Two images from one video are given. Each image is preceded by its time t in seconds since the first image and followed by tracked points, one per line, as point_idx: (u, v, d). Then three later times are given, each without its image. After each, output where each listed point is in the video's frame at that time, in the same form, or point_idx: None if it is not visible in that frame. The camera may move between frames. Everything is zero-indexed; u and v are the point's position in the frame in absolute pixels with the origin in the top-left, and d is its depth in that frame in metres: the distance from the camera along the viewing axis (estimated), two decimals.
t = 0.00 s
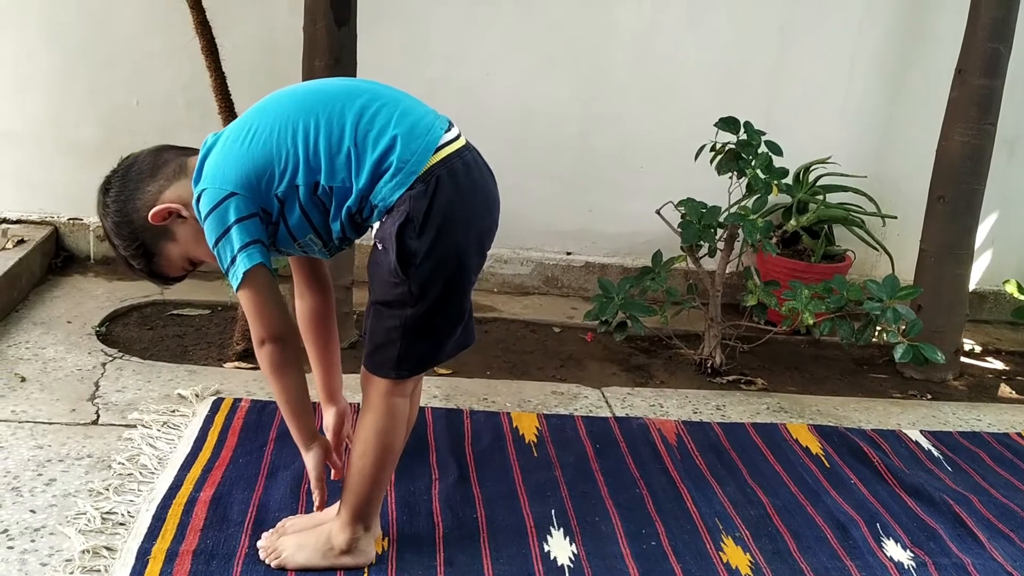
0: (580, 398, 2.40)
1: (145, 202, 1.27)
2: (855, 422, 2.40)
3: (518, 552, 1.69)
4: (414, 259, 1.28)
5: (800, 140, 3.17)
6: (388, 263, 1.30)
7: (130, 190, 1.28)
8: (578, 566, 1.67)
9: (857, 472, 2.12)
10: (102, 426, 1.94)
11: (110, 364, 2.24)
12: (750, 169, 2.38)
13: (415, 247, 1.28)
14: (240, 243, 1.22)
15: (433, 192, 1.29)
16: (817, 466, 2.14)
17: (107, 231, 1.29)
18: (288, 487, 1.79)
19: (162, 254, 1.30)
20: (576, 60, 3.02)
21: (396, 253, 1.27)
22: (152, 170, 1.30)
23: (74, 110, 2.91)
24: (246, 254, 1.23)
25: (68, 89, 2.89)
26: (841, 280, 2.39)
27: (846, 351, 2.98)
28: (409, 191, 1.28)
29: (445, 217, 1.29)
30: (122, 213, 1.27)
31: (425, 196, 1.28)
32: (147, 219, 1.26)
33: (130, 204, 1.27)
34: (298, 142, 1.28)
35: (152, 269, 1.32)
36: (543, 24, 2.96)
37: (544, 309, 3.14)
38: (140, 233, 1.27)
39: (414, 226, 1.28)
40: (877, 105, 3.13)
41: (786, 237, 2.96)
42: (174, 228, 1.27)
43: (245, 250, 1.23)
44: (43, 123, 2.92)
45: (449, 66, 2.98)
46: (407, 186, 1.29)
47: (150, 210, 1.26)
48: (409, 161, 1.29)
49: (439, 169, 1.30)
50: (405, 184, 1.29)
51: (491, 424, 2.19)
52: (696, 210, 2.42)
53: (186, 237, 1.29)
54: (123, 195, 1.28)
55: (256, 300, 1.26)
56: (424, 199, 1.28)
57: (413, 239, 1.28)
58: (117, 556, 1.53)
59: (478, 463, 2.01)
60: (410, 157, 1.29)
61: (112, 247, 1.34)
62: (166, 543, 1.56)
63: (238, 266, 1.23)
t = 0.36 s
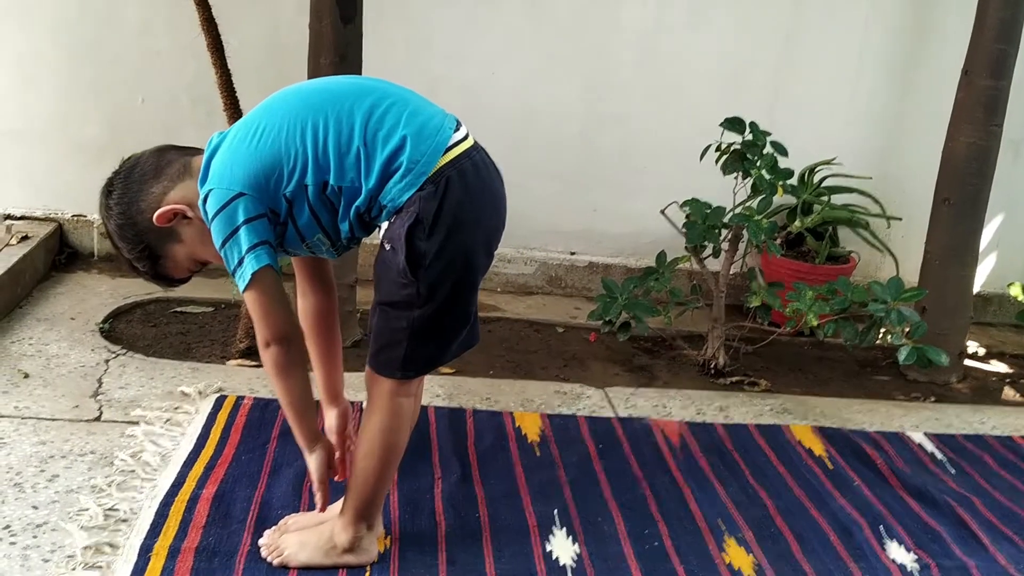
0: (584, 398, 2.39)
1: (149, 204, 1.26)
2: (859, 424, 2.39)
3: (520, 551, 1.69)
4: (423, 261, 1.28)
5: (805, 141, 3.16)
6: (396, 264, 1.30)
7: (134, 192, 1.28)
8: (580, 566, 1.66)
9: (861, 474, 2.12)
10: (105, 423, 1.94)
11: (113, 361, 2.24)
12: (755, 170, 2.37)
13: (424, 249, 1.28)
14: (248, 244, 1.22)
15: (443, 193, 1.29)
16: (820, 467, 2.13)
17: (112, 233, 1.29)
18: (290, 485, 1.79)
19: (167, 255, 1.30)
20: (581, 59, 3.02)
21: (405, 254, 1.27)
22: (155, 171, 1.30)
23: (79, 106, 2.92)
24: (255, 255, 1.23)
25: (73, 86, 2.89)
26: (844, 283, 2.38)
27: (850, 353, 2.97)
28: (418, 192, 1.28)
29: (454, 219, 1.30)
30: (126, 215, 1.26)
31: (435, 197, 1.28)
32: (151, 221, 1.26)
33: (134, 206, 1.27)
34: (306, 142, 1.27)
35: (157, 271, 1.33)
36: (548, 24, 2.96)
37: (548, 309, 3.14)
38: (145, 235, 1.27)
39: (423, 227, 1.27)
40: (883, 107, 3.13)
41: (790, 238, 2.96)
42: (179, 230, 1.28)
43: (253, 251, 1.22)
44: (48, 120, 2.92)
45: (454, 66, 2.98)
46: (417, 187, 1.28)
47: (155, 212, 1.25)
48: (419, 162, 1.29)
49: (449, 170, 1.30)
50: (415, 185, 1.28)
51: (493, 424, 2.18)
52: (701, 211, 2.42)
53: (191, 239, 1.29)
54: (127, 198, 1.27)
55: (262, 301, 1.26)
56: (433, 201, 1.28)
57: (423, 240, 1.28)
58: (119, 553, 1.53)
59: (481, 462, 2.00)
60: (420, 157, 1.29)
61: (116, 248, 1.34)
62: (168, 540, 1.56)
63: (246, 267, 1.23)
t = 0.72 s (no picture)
0: (587, 398, 2.39)
1: (165, 232, 1.27)
2: (862, 425, 2.39)
3: (521, 549, 1.69)
4: (435, 262, 1.28)
5: (809, 142, 3.16)
6: (408, 266, 1.30)
7: (147, 221, 1.27)
8: (582, 564, 1.66)
9: (863, 475, 2.12)
10: (109, 420, 1.95)
11: (118, 358, 2.25)
12: (759, 170, 2.38)
13: (437, 250, 1.28)
14: (264, 263, 1.23)
15: (453, 194, 1.29)
16: (823, 467, 2.13)
17: (130, 264, 1.30)
18: (294, 482, 1.79)
19: (186, 280, 1.31)
20: (586, 59, 3.02)
21: (417, 256, 1.27)
22: (168, 198, 1.29)
23: (85, 104, 2.93)
24: (271, 274, 1.24)
25: (80, 84, 2.91)
26: (848, 283, 2.39)
27: (853, 354, 2.97)
28: (430, 196, 1.28)
29: (465, 220, 1.30)
30: (143, 245, 1.26)
31: (446, 199, 1.28)
32: (169, 248, 1.26)
33: (150, 235, 1.27)
34: (314, 155, 1.27)
35: (178, 297, 1.33)
36: (553, 23, 2.96)
37: (551, 308, 3.14)
38: (163, 263, 1.27)
39: (435, 229, 1.28)
40: (888, 108, 3.13)
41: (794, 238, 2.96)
42: (197, 255, 1.28)
43: (269, 270, 1.24)
44: (54, 118, 2.93)
45: (459, 65, 2.99)
46: (427, 190, 1.29)
47: (171, 239, 1.26)
48: (428, 165, 1.29)
49: (458, 171, 1.30)
50: (425, 188, 1.29)
51: (496, 422, 2.18)
52: (705, 211, 2.42)
53: (209, 263, 1.29)
54: (141, 227, 1.27)
55: (281, 317, 1.26)
56: (445, 203, 1.28)
57: (435, 243, 1.28)
58: (123, 549, 1.53)
59: (483, 461, 2.00)
60: (429, 161, 1.29)
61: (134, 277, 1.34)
62: (172, 536, 1.57)
63: (263, 286, 1.24)
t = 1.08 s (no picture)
0: (587, 399, 2.39)
1: (170, 243, 1.26)
2: (863, 428, 2.38)
3: (520, 551, 1.69)
4: (442, 264, 1.28)
5: (812, 143, 3.16)
6: (416, 267, 1.30)
7: (152, 232, 1.27)
8: (580, 567, 1.66)
9: (864, 477, 2.11)
10: (108, 419, 1.94)
11: (117, 357, 2.25)
12: (761, 172, 2.36)
13: (444, 253, 1.27)
14: (269, 268, 1.22)
15: (461, 196, 1.28)
16: (823, 470, 2.12)
17: (136, 277, 1.29)
18: (292, 483, 1.79)
19: (193, 290, 1.30)
20: (587, 59, 3.01)
21: (424, 258, 1.27)
22: (172, 209, 1.29)
23: (86, 103, 2.93)
24: (276, 278, 1.23)
25: (82, 83, 2.91)
26: (850, 285, 2.38)
27: (855, 356, 2.96)
28: (437, 198, 1.27)
29: (472, 222, 1.29)
30: (150, 257, 1.26)
31: (454, 201, 1.27)
32: (175, 259, 1.26)
33: (155, 247, 1.26)
34: (320, 160, 1.26)
35: (186, 307, 1.33)
36: (555, 23, 2.95)
37: (552, 309, 3.14)
38: (170, 274, 1.27)
39: (443, 231, 1.27)
40: (890, 109, 3.12)
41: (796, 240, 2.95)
42: (203, 265, 1.27)
43: (274, 274, 1.23)
44: (55, 117, 2.93)
45: (460, 65, 2.98)
46: (434, 193, 1.28)
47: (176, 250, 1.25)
48: (435, 167, 1.28)
49: (464, 173, 1.29)
50: (432, 191, 1.28)
51: (496, 423, 2.18)
52: (706, 212, 2.41)
53: (215, 273, 1.29)
54: (147, 238, 1.27)
55: (283, 321, 1.26)
56: (453, 205, 1.27)
57: (443, 245, 1.27)
58: (120, 549, 1.53)
59: (483, 462, 2.00)
60: (436, 165, 1.28)
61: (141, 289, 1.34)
62: (169, 536, 1.57)
63: (268, 290, 1.23)
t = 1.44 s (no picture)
0: (588, 397, 2.38)
1: (163, 215, 1.26)
2: (865, 428, 2.37)
3: (521, 548, 1.67)
4: (435, 253, 1.27)
5: (814, 143, 3.15)
6: (409, 257, 1.28)
7: (146, 204, 1.26)
8: (581, 564, 1.65)
9: (866, 478, 2.10)
10: (107, 413, 1.93)
11: (117, 352, 2.24)
12: (764, 170, 2.36)
13: (436, 242, 1.26)
14: (255, 238, 1.21)
15: (454, 184, 1.27)
16: (825, 470, 2.11)
17: (129, 250, 1.28)
18: (291, 479, 1.78)
19: (186, 264, 1.29)
20: (590, 57, 3.01)
21: (416, 247, 1.26)
22: (165, 182, 1.28)
23: (88, 98, 2.92)
24: (263, 249, 1.22)
25: (83, 79, 2.90)
26: (853, 285, 2.37)
27: (858, 356, 2.95)
28: (429, 183, 1.26)
29: (465, 210, 1.28)
30: (142, 229, 1.25)
31: (446, 188, 1.26)
32: (168, 230, 1.25)
33: (148, 219, 1.25)
34: (314, 135, 1.26)
35: (179, 281, 1.32)
36: (557, 21, 2.95)
37: (554, 307, 3.13)
38: (163, 247, 1.26)
39: (435, 220, 1.26)
40: (893, 109, 3.11)
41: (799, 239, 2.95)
42: (196, 236, 1.26)
43: (260, 245, 1.21)
44: (56, 112, 2.92)
45: (462, 63, 2.98)
46: (427, 179, 1.27)
47: (169, 222, 1.24)
48: (428, 154, 1.27)
49: (459, 162, 1.29)
50: (425, 176, 1.27)
51: (497, 421, 2.17)
52: (709, 211, 2.41)
53: (208, 244, 1.28)
54: (140, 211, 1.26)
55: (268, 294, 1.25)
56: (445, 193, 1.27)
57: (434, 234, 1.26)
58: (118, 543, 1.52)
59: (484, 459, 1.99)
60: (429, 149, 1.27)
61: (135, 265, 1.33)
62: (168, 531, 1.55)
63: (254, 260, 1.22)
